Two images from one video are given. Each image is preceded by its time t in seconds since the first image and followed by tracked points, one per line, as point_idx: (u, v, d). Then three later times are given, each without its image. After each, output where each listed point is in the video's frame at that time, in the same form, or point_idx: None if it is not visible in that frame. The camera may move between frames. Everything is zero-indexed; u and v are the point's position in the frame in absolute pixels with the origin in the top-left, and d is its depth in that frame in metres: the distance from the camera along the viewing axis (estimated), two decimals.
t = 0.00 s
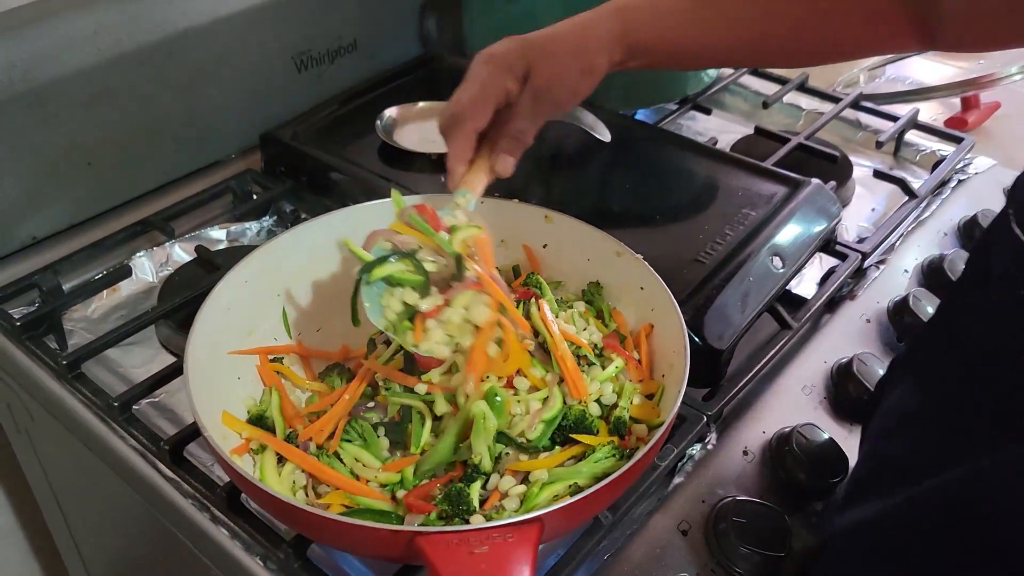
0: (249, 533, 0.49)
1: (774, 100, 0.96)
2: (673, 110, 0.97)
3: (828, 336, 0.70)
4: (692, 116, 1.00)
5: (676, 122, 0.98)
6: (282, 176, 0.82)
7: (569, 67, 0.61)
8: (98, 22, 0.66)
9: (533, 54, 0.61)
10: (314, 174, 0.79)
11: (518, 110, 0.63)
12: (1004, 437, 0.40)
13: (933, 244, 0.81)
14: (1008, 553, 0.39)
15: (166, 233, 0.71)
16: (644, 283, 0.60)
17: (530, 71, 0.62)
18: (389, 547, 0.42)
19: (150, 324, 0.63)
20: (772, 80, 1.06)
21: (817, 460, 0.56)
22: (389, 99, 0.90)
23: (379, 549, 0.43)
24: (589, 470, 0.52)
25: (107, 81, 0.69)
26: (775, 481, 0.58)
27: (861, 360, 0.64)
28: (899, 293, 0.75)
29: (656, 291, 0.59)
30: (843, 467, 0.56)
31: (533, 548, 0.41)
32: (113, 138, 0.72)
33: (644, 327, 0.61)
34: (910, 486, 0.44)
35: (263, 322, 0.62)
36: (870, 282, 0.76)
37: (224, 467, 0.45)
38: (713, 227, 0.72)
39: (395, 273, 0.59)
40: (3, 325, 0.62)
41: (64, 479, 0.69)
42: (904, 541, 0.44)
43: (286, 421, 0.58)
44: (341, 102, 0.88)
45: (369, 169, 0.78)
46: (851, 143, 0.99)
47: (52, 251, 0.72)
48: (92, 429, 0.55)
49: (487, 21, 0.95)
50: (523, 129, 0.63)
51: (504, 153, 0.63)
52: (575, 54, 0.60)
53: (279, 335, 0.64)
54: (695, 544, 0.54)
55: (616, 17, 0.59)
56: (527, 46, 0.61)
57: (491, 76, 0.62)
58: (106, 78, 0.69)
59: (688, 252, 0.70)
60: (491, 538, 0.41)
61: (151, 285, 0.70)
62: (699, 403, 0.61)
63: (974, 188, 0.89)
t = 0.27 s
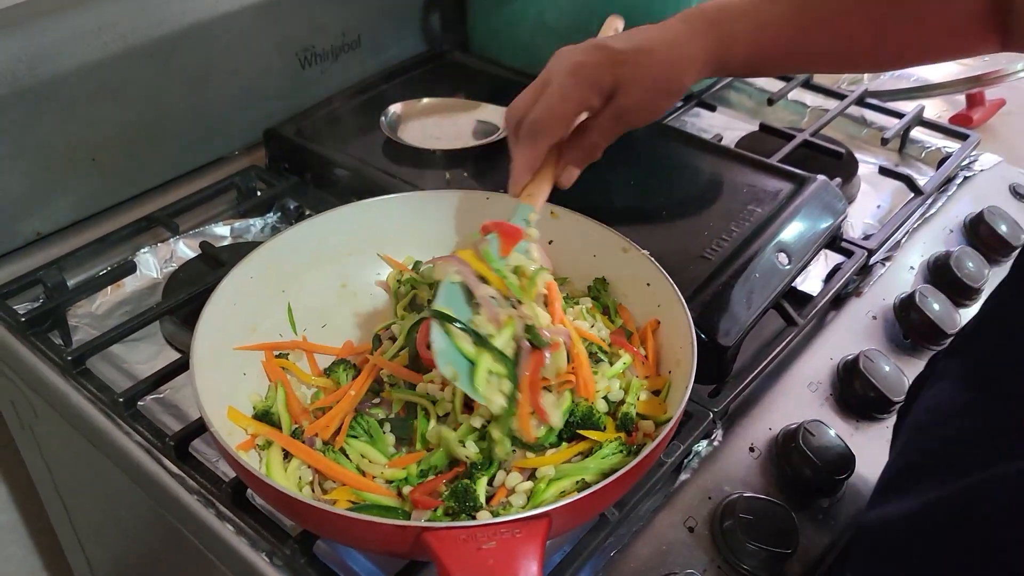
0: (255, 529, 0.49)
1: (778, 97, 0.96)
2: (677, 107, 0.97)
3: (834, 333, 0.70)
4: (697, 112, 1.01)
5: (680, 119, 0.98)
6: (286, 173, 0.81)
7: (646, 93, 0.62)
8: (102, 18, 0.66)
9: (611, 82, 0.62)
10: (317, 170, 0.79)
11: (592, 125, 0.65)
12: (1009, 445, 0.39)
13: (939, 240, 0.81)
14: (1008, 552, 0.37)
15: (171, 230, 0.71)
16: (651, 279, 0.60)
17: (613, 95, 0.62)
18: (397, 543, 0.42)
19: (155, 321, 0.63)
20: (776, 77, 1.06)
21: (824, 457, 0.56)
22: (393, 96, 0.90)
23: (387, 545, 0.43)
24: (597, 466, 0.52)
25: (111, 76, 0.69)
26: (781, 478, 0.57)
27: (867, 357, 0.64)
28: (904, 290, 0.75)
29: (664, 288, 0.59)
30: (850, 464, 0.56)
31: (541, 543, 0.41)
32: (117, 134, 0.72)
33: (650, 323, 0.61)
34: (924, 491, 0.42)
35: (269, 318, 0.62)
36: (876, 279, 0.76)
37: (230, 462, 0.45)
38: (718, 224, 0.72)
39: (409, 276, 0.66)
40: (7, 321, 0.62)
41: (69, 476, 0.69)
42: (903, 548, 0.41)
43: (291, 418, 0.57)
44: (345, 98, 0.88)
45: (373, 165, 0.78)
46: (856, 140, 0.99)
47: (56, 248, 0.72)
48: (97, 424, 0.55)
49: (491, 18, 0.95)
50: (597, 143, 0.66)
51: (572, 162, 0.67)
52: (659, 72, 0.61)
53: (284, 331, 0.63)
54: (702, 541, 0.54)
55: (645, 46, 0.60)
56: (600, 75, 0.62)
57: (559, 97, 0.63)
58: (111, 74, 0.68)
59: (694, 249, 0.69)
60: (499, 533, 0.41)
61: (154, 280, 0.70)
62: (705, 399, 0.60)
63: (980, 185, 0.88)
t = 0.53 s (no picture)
0: (256, 528, 0.49)
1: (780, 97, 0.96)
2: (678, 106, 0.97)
3: (835, 332, 0.70)
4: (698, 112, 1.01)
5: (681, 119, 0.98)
6: (288, 173, 0.82)
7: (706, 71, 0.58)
8: (104, 17, 0.66)
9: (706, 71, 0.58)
10: (319, 170, 0.79)
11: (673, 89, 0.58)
12: None
13: (940, 240, 0.81)
14: None
15: (172, 230, 0.71)
16: (653, 279, 0.60)
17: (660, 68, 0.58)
18: (398, 542, 0.42)
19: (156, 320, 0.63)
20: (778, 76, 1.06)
21: (826, 458, 0.56)
22: (395, 95, 0.90)
23: (388, 544, 0.43)
24: (597, 466, 0.52)
25: (113, 76, 0.69)
26: (783, 478, 0.57)
27: (868, 357, 0.64)
28: (906, 290, 0.75)
29: (665, 286, 0.59)
30: (851, 464, 0.56)
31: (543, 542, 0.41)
32: (119, 134, 0.72)
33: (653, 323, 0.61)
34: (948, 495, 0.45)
35: (270, 318, 0.62)
36: (877, 279, 0.76)
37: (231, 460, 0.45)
38: (720, 223, 0.72)
39: (411, 276, 0.68)
40: (9, 321, 0.62)
41: (70, 475, 0.69)
42: (913, 553, 0.46)
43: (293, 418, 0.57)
44: (347, 98, 0.88)
45: (374, 165, 0.78)
46: (858, 139, 0.99)
47: (58, 248, 0.72)
48: (99, 424, 0.55)
49: (493, 17, 0.95)
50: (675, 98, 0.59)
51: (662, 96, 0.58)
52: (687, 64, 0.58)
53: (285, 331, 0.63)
54: (704, 540, 0.54)
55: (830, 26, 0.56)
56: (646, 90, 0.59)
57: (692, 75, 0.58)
58: (113, 73, 0.69)
59: (695, 248, 0.69)
60: (501, 532, 0.41)
61: (155, 280, 0.70)
62: (707, 399, 0.60)
63: (981, 184, 0.88)
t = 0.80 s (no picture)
0: (260, 527, 0.49)
1: (782, 97, 0.96)
2: (680, 107, 0.97)
3: (837, 332, 0.70)
4: (700, 113, 1.01)
5: (683, 119, 0.98)
6: (291, 173, 0.82)
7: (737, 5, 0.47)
8: (107, 18, 0.66)
9: None
10: (322, 170, 0.79)
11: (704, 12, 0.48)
12: None
13: (943, 240, 0.81)
14: None
15: (176, 230, 0.72)
16: (657, 280, 0.60)
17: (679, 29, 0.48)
18: (405, 541, 0.42)
19: (160, 321, 0.63)
20: (780, 77, 1.05)
21: (828, 457, 0.56)
22: (398, 96, 0.90)
23: (396, 544, 0.43)
24: (602, 466, 0.52)
25: (116, 77, 0.69)
26: (786, 478, 0.57)
27: (871, 357, 0.64)
28: (909, 290, 0.75)
29: (667, 285, 0.59)
30: (853, 464, 0.56)
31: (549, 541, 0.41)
32: (122, 134, 0.72)
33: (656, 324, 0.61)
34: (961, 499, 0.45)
35: (274, 317, 0.62)
36: (880, 279, 0.76)
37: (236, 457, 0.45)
38: (722, 224, 0.72)
39: (414, 276, 0.69)
40: (13, 321, 0.62)
41: (74, 474, 0.69)
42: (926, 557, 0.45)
43: (297, 416, 0.58)
44: (349, 99, 0.88)
45: (377, 166, 0.78)
46: (860, 140, 0.99)
47: (61, 248, 0.72)
48: (104, 424, 0.55)
49: (495, 18, 0.95)
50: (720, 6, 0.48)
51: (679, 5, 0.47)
52: None
53: (289, 329, 0.63)
54: (707, 540, 0.54)
55: None
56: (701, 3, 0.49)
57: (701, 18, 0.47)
58: (116, 74, 0.69)
59: (698, 248, 0.70)
60: (507, 532, 0.41)
61: (159, 280, 0.70)
62: (710, 399, 0.60)
63: (983, 184, 0.88)
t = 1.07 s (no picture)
0: (261, 528, 0.49)
1: (782, 99, 0.96)
2: (680, 109, 0.97)
3: (836, 334, 0.70)
4: (699, 115, 1.01)
5: (683, 121, 0.99)
6: (291, 175, 0.82)
7: None
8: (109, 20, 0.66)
9: None
10: (322, 172, 0.80)
11: None
12: None
13: (942, 242, 0.81)
14: None
15: (176, 231, 0.72)
16: (652, 278, 0.61)
17: None
18: (417, 543, 0.42)
19: (161, 322, 0.64)
20: (779, 79, 1.06)
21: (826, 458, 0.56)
22: (398, 98, 0.90)
23: (408, 546, 0.43)
24: (607, 462, 0.52)
25: (118, 78, 0.69)
26: (785, 479, 0.58)
27: (870, 359, 0.64)
28: (908, 292, 0.75)
29: (665, 283, 0.59)
30: (851, 466, 0.56)
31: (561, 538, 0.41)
32: (123, 136, 0.72)
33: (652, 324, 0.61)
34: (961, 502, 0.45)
35: (272, 324, 0.62)
36: (879, 281, 0.76)
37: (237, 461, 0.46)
38: (721, 225, 0.72)
39: (409, 281, 0.69)
40: (15, 321, 0.62)
41: (75, 475, 0.69)
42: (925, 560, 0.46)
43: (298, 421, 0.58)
44: (350, 100, 0.88)
45: (378, 167, 0.78)
46: (859, 142, 0.99)
47: (61, 249, 0.72)
48: (105, 425, 0.55)
49: (495, 19, 0.95)
50: None
51: None
52: None
53: (287, 337, 0.63)
54: (706, 541, 0.54)
55: None
56: None
57: None
58: (117, 75, 0.69)
59: (698, 250, 0.70)
60: (519, 530, 0.41)
61: (159, 281, 0.71)
62: (709, 400, 0.61)
63: (982, 186, 0.88)
